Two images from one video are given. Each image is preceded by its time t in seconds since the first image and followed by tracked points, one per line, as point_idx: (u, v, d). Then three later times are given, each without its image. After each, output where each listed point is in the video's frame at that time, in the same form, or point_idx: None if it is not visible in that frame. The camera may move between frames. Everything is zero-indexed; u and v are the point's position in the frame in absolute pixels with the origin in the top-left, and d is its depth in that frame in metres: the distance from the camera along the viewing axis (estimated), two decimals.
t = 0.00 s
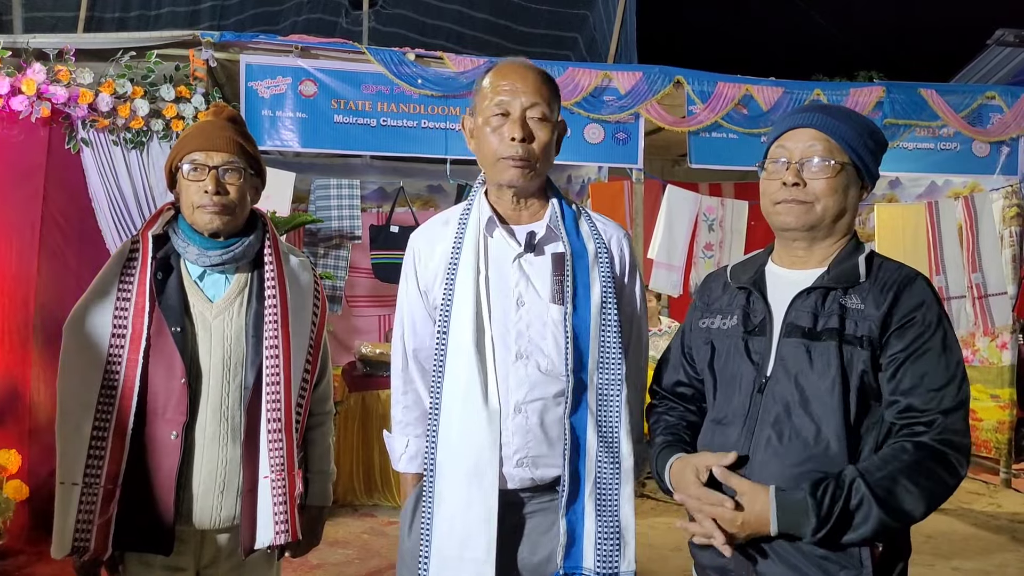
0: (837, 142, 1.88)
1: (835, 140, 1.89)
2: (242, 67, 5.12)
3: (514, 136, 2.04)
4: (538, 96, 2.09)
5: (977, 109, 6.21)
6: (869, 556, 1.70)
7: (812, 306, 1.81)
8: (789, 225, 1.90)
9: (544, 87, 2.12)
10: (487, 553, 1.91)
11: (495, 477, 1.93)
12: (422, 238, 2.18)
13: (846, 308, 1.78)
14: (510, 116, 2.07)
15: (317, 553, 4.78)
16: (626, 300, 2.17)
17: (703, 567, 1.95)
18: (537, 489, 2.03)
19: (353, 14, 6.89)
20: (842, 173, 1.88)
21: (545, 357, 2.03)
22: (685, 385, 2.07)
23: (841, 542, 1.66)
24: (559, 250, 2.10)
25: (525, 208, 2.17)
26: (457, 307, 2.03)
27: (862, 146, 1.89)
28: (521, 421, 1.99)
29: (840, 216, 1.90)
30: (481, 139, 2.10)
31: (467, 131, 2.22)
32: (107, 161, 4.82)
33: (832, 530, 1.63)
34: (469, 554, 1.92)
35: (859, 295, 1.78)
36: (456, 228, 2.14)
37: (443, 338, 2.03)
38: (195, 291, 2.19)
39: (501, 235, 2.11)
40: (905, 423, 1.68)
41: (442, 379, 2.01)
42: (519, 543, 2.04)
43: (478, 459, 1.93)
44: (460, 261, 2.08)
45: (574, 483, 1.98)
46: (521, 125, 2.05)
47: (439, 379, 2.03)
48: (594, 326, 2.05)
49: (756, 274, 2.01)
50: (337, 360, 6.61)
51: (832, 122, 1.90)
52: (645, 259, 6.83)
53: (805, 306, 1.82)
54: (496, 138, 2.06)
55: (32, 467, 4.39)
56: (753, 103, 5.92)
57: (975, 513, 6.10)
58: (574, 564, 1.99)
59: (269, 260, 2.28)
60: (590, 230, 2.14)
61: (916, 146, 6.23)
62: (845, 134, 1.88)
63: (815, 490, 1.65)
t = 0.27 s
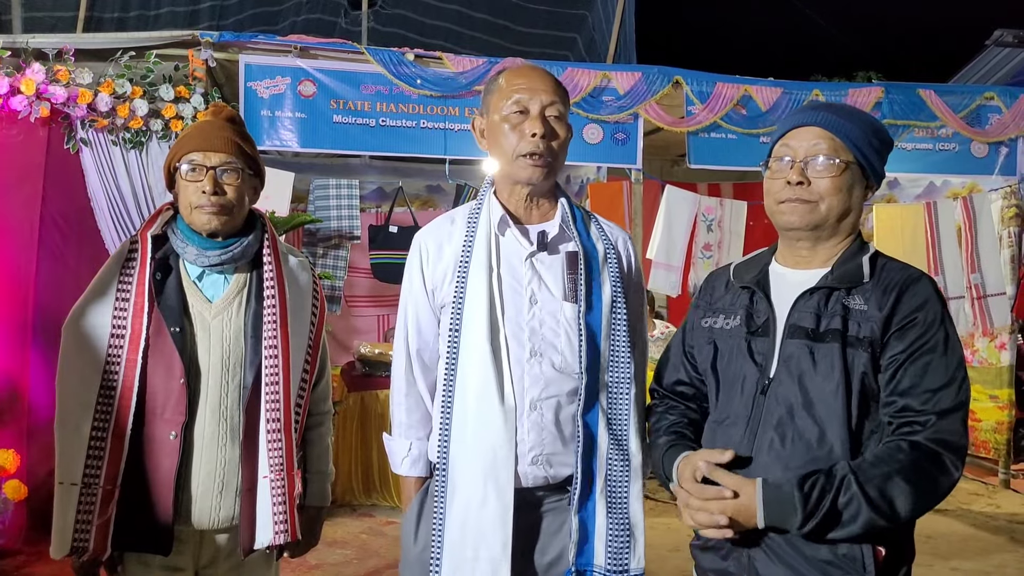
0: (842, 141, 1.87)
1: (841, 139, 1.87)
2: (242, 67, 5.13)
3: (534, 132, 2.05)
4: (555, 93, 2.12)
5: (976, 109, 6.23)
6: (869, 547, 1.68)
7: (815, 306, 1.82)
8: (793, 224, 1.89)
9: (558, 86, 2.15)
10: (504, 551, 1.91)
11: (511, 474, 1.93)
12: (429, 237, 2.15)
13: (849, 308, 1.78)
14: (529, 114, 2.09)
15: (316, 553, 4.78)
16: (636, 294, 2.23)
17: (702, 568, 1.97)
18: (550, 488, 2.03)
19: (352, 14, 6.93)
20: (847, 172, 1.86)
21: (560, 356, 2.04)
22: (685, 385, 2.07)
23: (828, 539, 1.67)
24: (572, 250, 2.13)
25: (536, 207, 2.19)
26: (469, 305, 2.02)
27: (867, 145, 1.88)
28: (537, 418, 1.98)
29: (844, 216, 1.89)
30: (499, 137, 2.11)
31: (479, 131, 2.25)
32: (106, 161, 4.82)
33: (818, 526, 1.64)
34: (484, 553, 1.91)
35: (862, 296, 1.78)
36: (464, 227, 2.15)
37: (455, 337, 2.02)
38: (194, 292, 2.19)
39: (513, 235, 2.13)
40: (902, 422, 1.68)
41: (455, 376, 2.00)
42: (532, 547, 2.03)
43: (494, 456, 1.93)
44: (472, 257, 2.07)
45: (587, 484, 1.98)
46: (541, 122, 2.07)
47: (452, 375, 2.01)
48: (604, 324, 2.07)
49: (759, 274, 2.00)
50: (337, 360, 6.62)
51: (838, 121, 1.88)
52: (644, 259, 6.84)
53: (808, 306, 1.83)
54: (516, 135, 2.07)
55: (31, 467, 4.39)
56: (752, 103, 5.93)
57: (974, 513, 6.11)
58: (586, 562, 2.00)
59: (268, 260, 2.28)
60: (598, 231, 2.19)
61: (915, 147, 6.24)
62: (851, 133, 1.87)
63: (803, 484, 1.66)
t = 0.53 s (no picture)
0: (855, 138, 1.81)
1: (854, 135, 1.81)
2: (240, 67, 5.14)
3: (539, 131, 2.06)
4: (559, 94, 2.13)
5: (975, 109, 6.27)
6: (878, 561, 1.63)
7: (825, 307, 1.76)
8: (804, 221, 1.84)
9: (560, 87, 2.17)
10: (511, 548, 1.92)
11: (517, 471, 1.94)
12: (429, 236, 2.15)
13: (859, 310, 1.72)
14: (533, 114, 2.10)
15: (314, 552, 4.80)
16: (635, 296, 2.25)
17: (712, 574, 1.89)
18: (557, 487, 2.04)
19: (350, 14, 6.93)
20: (860, 170, 1.80)
21: (563, 352, 2.05)
22: (698, 386, 2.06)
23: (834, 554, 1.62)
24: (577, 250, 2.14)
25: (540, 207, 2.20)
26: (475, 302, 2.04)
27: (881, 143, 1.81)
28: (543, 416, 1.99)
29: (856, 215, 1.83)
30: (503, 137, 2.12)
31: (481, 132, 2.27)
32: (105, 160, 4.83)
33: (820, 539, 1.59)
34: (491, 551, 1.92)
35: (873, 298, 1.72)
36: (468, 227, 2.16)
37: (460, 336, 2.03)
38: (194, 291, 2.20)
39: (518, 234, 2.14)
40: (900, 428, 1.62)
41: (460, 377, 2.00)
42: (537, 546, 2.04)
43: (500, 453, 1.94)
44: (477, 257, 2.09)
45: (591, 482, 2.00)
46: (546, 121, 2.08)
47: (457, 371, 2.02)
48: (609, 323, 2.09)
49: (769, 274, 1.98)
50: (335, 359, 6.64)
51: (851, 117, 1.82)
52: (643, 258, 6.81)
53: (817, 307, 1.77)
54: (520, 135, 2.08)
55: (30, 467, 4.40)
56: (751, 103, 5.94)
57: (972, 514, 6.12)
58: (591, 559, 2.00)
59: (268, 261, 2.29)
60: (600, 234, 2.20)
61: (913, 147, 6.26)
62: (865, 130, 1.80)
63: (799, 498, 1.62)
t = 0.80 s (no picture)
0: (881, 135, 1.78)
1: (880, 132, 1.79)
2: (238, 66, 5.13)
3: (528, 131, 2.07)
4: (550, 95, 2.13)
5: (972, 111, 6.28)
6: None
7: (846, 311, 1.76)
8: (827, 220, 1.82)
9: (553, 88, 2.16)
10: (504, 545, 1.92)
11: (508, 469, 1.94)
12: (428, 236, 2.18)
13: (880, 314, 1.72)
14: (524, 115, 2.10)
15: (311, 552, 4.80)
16: (630, 298, 2.24)
17: None
18: (546, 487, 2.03)
19: (348, 14, 6.94)
20: (885, 168, 1.78)
21: (556, 352, 2.05)
22: (718, 386, 2.03)
23: None
24: (570, 250, 2.15)
25: (533, 208, 2.20)
26: (468, 301, 2.04)
27: (907, 140, 1.79)
28: (534, 414, 1.99)
29: (882, 212, 1.81)
30: (495, 139, 2.12)
31: (477, 136, 2.27)
32: (103, 160, 4.82)
33: None
34: (483, 549, 1.92)
35: (894, 301, 1.72)
36: (462, 228, 2.16)
37: (453, 336, 2.03)
38: (192, 292, 2.20)
39: (511, 234, 2.14)
40: (911, 437, 1.62)
41: (452, 377, 2.01)
42: (528, 546, 2.03)
43: (492, 452, 1.94)
44: (470, 257, 2.09)
45: (583, 481, 2.00)
46: (535, 122, 2.09)
47: (450, 372, 2.03)
48: (602, 324, 2.09)
49: (790, 273, 1.95)
50: (332, 360, 6.64)
51: (877, 113, 1.80)
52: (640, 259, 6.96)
53: (838, 310, 1.77)
54: (510, 135, 2.09)
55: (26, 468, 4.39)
56: (748, 104, 5.95)
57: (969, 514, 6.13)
58: (582, 559, 2.01)
59: (266, 262, 2.28)
60: (594, 234, 2.20)
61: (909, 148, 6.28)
62: (891, 127, 1.78)
63: (816, 547, 1.62)
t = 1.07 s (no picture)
0: (907, 133, 1.73)
1: (905, 130, 1.73)
2: (235, 67, 5.13)
3: (510, 130, 2.07)
4: (534, 93, 2.12)
5: (969, 112, 6.30)
6: None
7: (871, 317, 1.70)
8: (849, 222, 1.76)
9: (539, 86, 2.16)
10: (489, 544, 1.93)
11: (493, 467, 1.94)
12: (420, 237, 2.18)
13: (906, 321, 1.66)
14: (506, 114, 2.11)
15: (308, 553, 4.79)
16: (621, 299, 2.23)
17: None
18: (532, 487, 2.04)
19: (346, 15, 6.86)
20: (910, 168, 1.72)
21: (542, 352, 2.05)
22: (738, 387, 1.96)
23: None
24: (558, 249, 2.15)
25: (522, 209, 2.20)
26: (456, 301, 2.05)
27: (934, 139, 1.73)
28: (519, 413, 2.00)
29: (906, 213, 1.75)
30: (480, 139, 2.13)
31: (467, 138, 2.28)
32: (100, 161, 4.80)
33: None
34: (469, 547, 1.93)
35: (921, 308, 1.66)
36: (453, 228, 2.17)
37: (440, 336, 2.04)
38: (188, 292, 2.20)
39: (500, 233, 2.14)
40: (939, 450, 1.58)
41: (439, 377, 2.02)
42: (513, 546, 2.03)
43: (478, 451, 1.95)
44: (459, 258, 2.09)
45: (569, 481, 2.01)
46: (518, 121, 2.09)
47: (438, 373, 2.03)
48: (590, 324, 2.08)
49: (812, 273, 1.88)
50: (329, 360, 6.64)
51: (903, 111, 1.75)
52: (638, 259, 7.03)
53: (862, 316, 1.71)
54: (493, 135, 2.09)
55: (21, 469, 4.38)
56: (745, 105, 5.96)
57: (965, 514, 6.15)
58: (568, 558, 2.01)
59: (263, 263, 2.29)
60: (584, 232, 2.19)
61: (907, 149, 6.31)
62: (917, 125, 1.73)
63: (839, 556, 1.59)
